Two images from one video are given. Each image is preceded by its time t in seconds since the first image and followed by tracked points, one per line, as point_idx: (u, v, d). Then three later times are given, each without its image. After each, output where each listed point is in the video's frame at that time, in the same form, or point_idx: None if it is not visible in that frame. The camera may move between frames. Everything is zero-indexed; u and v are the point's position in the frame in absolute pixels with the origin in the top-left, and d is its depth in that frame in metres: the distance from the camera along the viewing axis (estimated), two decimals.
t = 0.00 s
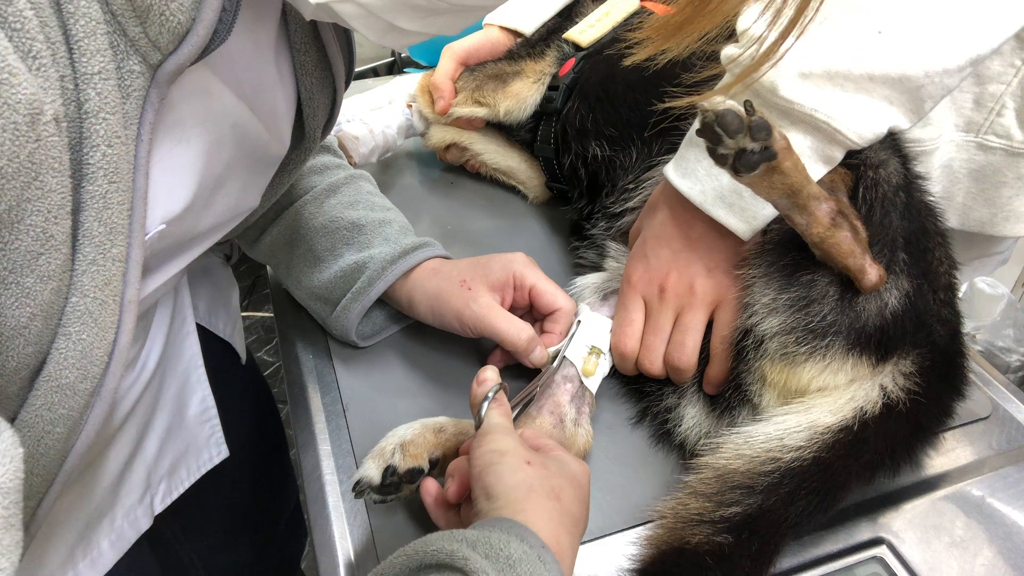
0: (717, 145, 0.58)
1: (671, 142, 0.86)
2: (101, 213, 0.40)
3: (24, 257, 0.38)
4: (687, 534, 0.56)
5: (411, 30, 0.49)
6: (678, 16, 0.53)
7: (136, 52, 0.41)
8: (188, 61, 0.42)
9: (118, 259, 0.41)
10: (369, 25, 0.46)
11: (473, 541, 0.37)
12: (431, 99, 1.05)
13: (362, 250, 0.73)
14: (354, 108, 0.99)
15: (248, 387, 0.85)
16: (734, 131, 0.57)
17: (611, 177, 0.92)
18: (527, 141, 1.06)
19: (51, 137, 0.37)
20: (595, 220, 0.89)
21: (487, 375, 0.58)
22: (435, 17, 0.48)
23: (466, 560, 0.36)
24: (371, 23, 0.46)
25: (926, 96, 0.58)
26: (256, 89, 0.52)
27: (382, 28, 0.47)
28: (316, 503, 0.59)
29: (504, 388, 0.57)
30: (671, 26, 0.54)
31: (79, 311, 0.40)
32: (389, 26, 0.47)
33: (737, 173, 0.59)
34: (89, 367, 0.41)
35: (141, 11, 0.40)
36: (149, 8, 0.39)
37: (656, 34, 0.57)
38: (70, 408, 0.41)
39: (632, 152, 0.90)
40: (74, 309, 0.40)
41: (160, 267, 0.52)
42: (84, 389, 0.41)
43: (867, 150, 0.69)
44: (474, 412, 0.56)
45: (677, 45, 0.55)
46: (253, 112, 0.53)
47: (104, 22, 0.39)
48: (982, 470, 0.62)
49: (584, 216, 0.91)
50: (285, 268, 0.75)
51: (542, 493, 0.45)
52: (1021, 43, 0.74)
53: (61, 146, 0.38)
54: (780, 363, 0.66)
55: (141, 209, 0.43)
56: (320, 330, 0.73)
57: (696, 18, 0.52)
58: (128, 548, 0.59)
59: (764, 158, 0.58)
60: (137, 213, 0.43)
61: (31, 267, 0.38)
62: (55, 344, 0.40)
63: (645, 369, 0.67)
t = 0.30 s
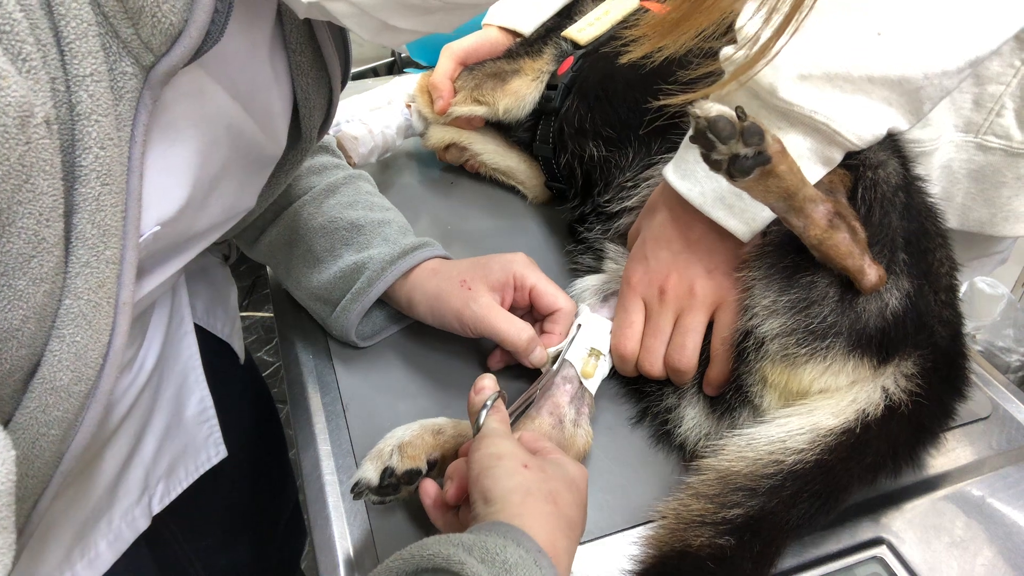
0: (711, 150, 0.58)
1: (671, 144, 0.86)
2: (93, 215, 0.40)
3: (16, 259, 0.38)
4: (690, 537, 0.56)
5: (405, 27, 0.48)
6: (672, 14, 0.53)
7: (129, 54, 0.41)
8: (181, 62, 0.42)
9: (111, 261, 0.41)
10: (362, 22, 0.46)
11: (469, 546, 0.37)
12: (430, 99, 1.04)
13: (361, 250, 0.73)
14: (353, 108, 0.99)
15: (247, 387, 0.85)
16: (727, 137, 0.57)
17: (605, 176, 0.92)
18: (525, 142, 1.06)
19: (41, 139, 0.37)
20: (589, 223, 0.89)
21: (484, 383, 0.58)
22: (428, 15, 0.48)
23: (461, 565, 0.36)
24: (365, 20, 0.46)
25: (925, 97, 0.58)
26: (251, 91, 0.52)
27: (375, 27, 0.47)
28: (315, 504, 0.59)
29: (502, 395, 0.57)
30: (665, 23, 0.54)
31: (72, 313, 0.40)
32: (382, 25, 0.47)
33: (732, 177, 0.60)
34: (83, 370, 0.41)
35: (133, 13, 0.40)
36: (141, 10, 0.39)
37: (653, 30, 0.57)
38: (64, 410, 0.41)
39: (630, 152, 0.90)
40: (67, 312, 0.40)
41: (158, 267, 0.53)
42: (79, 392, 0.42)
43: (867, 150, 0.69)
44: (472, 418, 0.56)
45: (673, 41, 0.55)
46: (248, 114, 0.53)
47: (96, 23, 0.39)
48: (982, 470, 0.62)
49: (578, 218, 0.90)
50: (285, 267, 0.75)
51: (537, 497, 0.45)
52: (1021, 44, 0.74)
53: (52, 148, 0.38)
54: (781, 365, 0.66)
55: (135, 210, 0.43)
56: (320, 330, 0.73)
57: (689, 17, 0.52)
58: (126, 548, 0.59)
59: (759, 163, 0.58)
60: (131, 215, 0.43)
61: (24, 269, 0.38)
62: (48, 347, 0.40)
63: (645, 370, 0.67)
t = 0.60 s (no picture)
0: (709, 154, 0.59)
1: (671, 143, 0.85)
2: (94, 212, 0.40)
3: (16, 255, 0.37)
4: (691, 538, 0.56)
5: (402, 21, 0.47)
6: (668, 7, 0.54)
7: (129, 51, 0.41)
8: (182, 58, 0.42)
9: (112, 259, 0.41)
10: (359, 16, 0.46)
11: (489, 526, 0.37)
12: (430, 98, 1.05)
13: (362, 249, 0.73)
14: (353, 108, 0.99)
15: (246, 387, 0.85)
16: (726, 140, 0.57)
17: (605, 172, 0.92)
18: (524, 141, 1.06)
19: (43, 135, 0.36)
20: (587, 223, 0.88)
21: (492, 357, 0.57)
22: (425, 8, 0.46)
23: (480, 545, 0.36)
24: (362, 14, 0.46)
25: (926, 96, 0.58)
26: (251, 89, 0.52)
27: (372, 20, 0.47)
28: (316, 503, 0.59)
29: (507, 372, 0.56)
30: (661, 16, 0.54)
31: (72, 310, 0.40)
32: (379, 18, 0.47)
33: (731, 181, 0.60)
34: (82, 367, 0.41)
35: (132, 10, 0.39)
36: (140, 7, 0.39)
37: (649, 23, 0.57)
38: (63, 407, 0.41)
39: (630, 147, 0.89)
40: (67, 309, 0.40)
41: (160, 266, 0.53)
42: (79, 388, 0.41)
43: (869, 150, 0.69)
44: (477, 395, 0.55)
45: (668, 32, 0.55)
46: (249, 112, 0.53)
47: (96, 20, 0.39)
48: (982, 470, 0.62)
49: (577, 216, 0.89)
50: (285, 265, 0.75)
51: (551, 481, 0.45)
52: (1021, 44, 0.75)
53: (54, 145, 0.37)
54: (781, 365, 0.66)
55: (135, 208, 0.43)
56: (320, 330, 0.73)
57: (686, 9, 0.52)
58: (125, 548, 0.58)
59: (757, 166, 0.58)
60: (132, 213, 0.43)
61: (23, 265, 0.38)
62: (48, 343, 0.40)
63: (646, 370, 0.67)
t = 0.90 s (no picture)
0: (713, 153, 0.58)
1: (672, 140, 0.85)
2: (94, 211, 0.40)
3: (15, 252, 0.37)
4: (691, 538, 0.56)
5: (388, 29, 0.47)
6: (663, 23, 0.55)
7: (129, 49, 0.41)
8: (181, 57, 0.42)
9: (111, 258, 0.41)
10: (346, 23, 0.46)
11: (493, 523, 0.37)
12: (431, 98, 1.04)
13: (363, 248, 0.73)
14: (353, 108, 0.99)
15: (247, 387, 0.84)
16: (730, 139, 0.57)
17: (607, 168, 0.91)
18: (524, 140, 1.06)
19: (42, 130, 0.36)
20: (587, 218, 0.89)
21: (497, 357, 0.56)
22: (411, 18, 0.47)
23: (483, 542, 0.35)
24: (348, 22, 0.46)
25: (929, 94, 0.58)
26: (251, 88, 0.52)
27: (358, 28, 0.47)
28: (316, 503, 0.59)
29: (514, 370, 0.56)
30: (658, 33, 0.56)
31: (72, 310, 0.40)
32: (364, 25, 0.47)
33: (734, 181, 0.60)
34: (82, 366, 0.41)
35: (132, 7, 0.39)
36: (140, 4, 0.39)
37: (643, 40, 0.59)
38: (63, 407, 0.41)
39: (631, 142, 0.89)
40: (67, 309, 0.40)
41: (160, 266, 0.53)
42: (78, 388, 0.41)
43: (871, 150, 0.70)
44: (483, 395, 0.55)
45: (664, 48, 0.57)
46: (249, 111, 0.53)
47: (96, 17, 0.39)
48: (982, 470, 0.62)
49: (577, 213, 0.90)
50: (286, 264, 0.75)
51: (556, 475, 0.45)
52: (1021, 43, 0.75)
53: (54, 141, 0.37)
54: (782, 366, 0.66)
55: (136, 206, 0.43)
56: (320, 329, 0.73)
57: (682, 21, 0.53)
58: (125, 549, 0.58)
59: (760, 166, 0.58)
60: (133, 211, 0.43)
61: (22, 263, 0.38)
62: (47, 343, 0.40)
63: (647, 368, 0.67)
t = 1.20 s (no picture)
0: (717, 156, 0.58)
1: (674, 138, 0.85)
2: (89, 215, 0.40)
3: (10, 259, 0.37)
4: (692, 538, 0.56)
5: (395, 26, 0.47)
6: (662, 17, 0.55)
7: (125, 53, 0.41)
8: (177, 61, 0.42)
9: (107, 262, 0.41)
10: (350, 21, 0.45)
11: (477, 541, 0.37)
12: (431, 98, 1.04)
13: (363, 249, 0.73)
14: (353, 108, 0.99)
15: (247, 387, 0.84)
16: (732, 142, 0.57)
17: (608, 166, 0.92)
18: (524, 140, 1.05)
19: (34, 138, 0.36)
20: (589, 217, 0.89)
21: (490, 374, 0.57)
22: (417, 13, 0.47)
23: (468, 560, 0.35)
24: (354, 20, 0.45)
25: (931, 92, 0.58)
26: (249, 91, 0.52)
27: (364, 25, 0.46)
28: (316, 503, 0.59)
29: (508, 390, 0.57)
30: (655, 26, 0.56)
31: (69, 314, 0.40)
32: (371, 22, 0.46)
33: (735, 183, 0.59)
34: (79, 370, 0.41)
35: (128, 12, 0.39)
36: (135, 8, 0.39)
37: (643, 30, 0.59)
38: (60, 412, 0.41)
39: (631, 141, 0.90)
40: (63, 313, 0.40)
41: (159, 268, 0.53)
42: (75, 393, 0.41)
43: (872, 150, 0.70)
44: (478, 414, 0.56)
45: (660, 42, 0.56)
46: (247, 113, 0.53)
47: (90, 22, 0.39)
48: (982, 470, 0.62)
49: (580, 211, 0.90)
50: (286, 264, 0.75)
51: (543, 492, 0.44)
52: (1021, 42, 0.74)
53: (46, 148, 0.37)
54: (784, 367, 0.66)
55: (132, 209, 0.43)
56: (320, 329, 0.73)
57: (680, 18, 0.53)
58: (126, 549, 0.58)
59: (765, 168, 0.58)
60: (129, 214, 0.43)
61: (16, 269, 0.38)
62: (44, 347, 0.40)
63: (648, 368, 0.67)
